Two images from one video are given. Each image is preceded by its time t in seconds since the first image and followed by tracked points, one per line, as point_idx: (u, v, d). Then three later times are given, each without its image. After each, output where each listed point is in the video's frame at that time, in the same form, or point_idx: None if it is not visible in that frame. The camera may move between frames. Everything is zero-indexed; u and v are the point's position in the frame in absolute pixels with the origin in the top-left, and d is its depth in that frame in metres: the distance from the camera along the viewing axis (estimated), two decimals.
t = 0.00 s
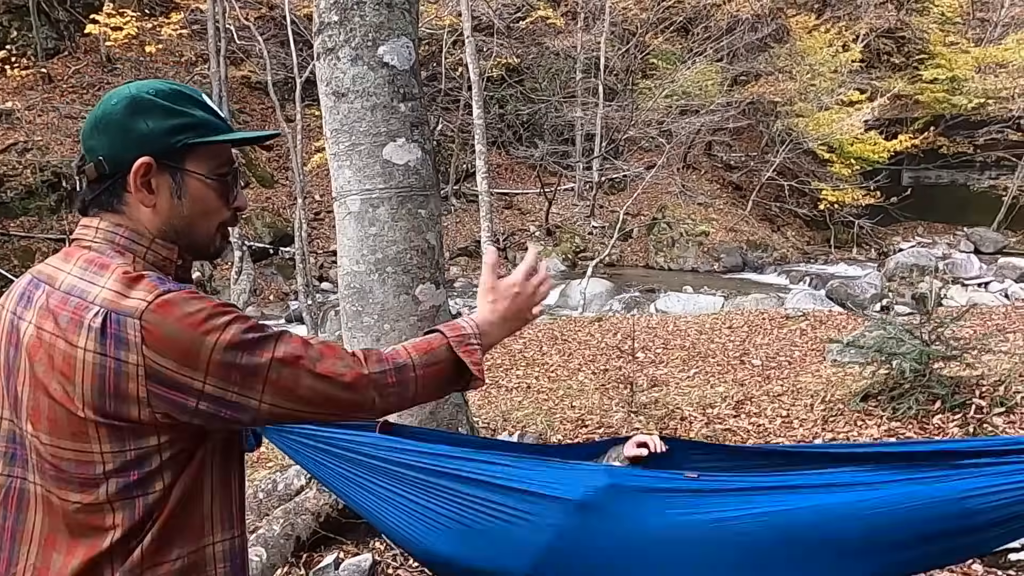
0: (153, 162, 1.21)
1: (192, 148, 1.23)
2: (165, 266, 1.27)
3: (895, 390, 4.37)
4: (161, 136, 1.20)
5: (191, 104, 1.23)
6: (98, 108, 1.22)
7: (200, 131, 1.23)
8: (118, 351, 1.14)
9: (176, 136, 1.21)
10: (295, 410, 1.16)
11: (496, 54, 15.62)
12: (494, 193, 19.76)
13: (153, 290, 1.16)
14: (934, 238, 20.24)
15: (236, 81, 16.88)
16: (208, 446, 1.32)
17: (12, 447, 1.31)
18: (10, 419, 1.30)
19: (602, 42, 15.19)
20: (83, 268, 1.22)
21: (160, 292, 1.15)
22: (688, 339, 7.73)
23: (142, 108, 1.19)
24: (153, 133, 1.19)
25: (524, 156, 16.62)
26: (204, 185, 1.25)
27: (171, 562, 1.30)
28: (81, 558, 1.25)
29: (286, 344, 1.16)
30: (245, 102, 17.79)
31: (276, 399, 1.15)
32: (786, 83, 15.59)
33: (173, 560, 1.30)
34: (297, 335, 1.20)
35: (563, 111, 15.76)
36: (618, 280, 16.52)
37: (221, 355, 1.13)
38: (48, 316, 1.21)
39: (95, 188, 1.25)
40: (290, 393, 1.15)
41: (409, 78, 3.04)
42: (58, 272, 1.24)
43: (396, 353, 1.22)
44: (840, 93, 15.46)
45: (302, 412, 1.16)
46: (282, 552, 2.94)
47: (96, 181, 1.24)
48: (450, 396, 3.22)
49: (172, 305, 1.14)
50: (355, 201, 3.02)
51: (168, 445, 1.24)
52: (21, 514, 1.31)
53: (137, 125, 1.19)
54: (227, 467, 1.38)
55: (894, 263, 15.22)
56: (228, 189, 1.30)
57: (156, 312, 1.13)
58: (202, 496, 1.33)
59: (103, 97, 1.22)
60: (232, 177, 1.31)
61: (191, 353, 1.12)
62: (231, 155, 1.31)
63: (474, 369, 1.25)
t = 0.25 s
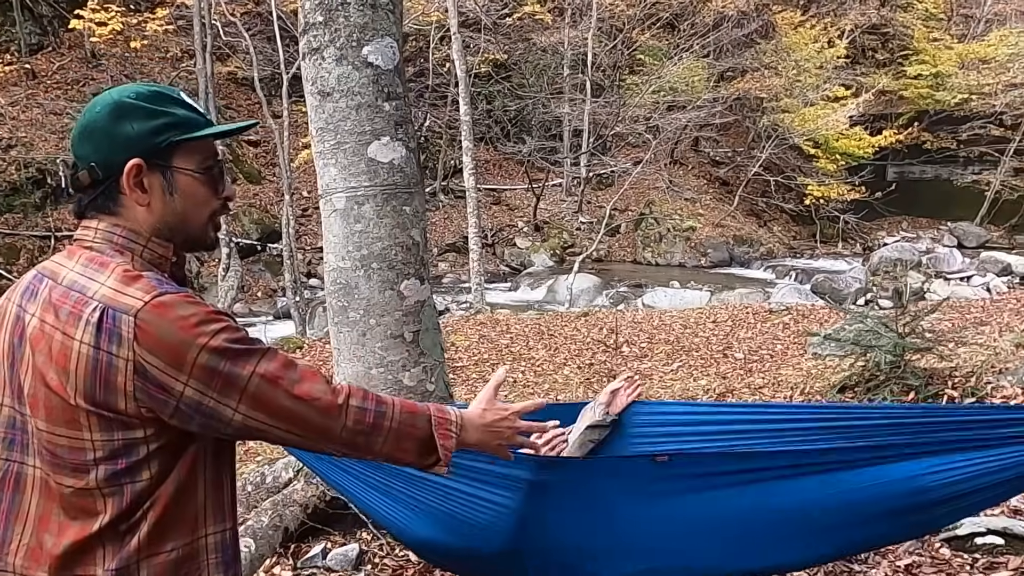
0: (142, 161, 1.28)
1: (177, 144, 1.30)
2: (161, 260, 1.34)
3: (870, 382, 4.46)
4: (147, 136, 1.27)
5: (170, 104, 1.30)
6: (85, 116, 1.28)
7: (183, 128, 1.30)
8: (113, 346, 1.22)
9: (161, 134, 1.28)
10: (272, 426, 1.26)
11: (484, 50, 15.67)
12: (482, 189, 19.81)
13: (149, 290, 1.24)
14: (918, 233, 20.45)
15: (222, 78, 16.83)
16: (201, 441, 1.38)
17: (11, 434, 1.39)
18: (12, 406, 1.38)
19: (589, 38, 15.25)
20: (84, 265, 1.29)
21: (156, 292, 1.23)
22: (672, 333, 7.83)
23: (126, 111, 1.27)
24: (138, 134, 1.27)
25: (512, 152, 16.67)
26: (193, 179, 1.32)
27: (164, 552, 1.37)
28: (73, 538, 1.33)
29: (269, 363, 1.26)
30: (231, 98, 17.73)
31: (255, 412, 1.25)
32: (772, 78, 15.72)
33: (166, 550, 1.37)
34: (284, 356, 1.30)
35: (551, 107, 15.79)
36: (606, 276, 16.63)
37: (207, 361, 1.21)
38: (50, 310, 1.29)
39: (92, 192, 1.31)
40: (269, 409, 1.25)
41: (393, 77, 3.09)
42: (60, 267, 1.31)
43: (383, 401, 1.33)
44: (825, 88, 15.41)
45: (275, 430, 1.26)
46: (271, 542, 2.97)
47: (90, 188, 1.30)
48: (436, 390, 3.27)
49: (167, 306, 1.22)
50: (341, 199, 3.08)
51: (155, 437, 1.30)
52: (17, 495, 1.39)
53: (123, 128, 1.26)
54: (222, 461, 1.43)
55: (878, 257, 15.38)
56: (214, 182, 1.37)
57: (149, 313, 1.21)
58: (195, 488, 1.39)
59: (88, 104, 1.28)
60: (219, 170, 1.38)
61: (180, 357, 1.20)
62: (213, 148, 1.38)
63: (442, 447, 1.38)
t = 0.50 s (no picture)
0: (162, 162, 1.33)
1: (193, 149, 1.37)
2: (158, 258, 1.38)
3: (846, 370, 4.57)
4: (168, 138, 1.33)
5: (185, 111, 1.38)
6: (99, 114, 1.31)
7: (197, 133, 1.38)
8: (109, 342, 1.26)
9: (182, 138, 1.35)
10: (260, 420, 1.30)
11: (465, 44, 15.66)
12: (464, 183, 19.83)
13: (144, 288, 1.27)
14: (897, 224, 20.71)
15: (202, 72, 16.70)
16: (194, 434, 1.42)
17: (7, 427, 1.41)
18: (6, 400, 1.41)
19: (570, 31, 15.29)
20: (79, 263, 1.32)
21: (151, 291, 1.27)
22: (654, 325, 7.92)
23: (150, 114, 1.33)
24: (161, 136, 1.33)
25: (494, 146, 16.67)
26: (202, 183, 1.39)
27: (160, 541, 1.42)
28: (71, 529, 1.37)
29: (260, 361, 1.30)
30: (211, 93, 17.60)
31: (245, 407, 1.29)
32: (751, 72, 15.86)
33: (162, 540, 1.42)
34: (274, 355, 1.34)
35: (532, 101, 15.83)
36: (589, 269, 16.71)
37: (200, 358, 1.26)
38: (46, 306, 1.32)
39: (102, 188, 1.33)
40: (258, 404, 1.29)
41: (375, 74, 3.12)
42: (55, 265, 1.35)
43: (371, 399, 1.37)
44: (805, 82, 15.77)
45: (265, 426, 1.30)
46: (258, 535, 3.04)
47: (102, 182, 1.32)
48: (420, 382, 3.32)
49: (162, 304, 1.25)
50: (324, 194, 3.11)
51: (150, 429, 1.34)
52: (12, 488, 1.41)
53: (144, 129, 1.32)
54: (216, 454, 1.48)
55: (856, 248, 15.58)
56: (215, 188, 1.45)
57: (145, 310, 1.25)
58: (190, 481, 1.44)
59: (103, 103, 1.32)
60: (218, 178, 1.46)
61: (174, 353, 1.25)
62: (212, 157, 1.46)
63: (427, 444, 1.42)
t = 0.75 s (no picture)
0: (168, 164, 1.35)
1: (195, 154, 1.40)
2: (146, 257, 1.39)
3: (823, 362, 4.67)
4: (175, 142, 1.35)
5: (186, 117, 1.41)
6: (108, 110, 1.31)
7: (199, 139, 1.41)
8: (100, 338, 1.26)
9: (186, 143, 1.37)
10: (248, 417, 1.31)
11: (442, 41, 15.63)
12: (443, 180, 19.80)
13: (133, 286, 1.28)
14: (871, 219, 20.98)
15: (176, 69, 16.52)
16: (185, 431, 1.42)
17: None
18: None
19: (547, 28, 15.30)
20: (68, 260, 1.33)
21: (140, 288, 1.27)
22: (634, 320, 7.99)
23: (157, 117, 1.34)
24: (168, 138, 1.34)
25: (473, 143, 16.66)
26: (197, 188, 1.42)
27: (152, 537, 1.43)
28: (62, 524, 1.39)
29: (248, 358, 1.31)
30: (186, 90, 17.42)
31: (234, 405, 1.30)
32: (728, 69, 15.99)
33: (153, 536, 1.43)
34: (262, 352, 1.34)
35: (510, 97, 15.81)
36: (568, 265, 16.77)
37: (190, 355, 1.26)
38: (35, 303, 1.33)
39: (100, 185, 1.33)
40: (248, 402, 1.30)
41: (357, 71, 3.13)
42: (43, 263, 1.35)
43: (356, 394, 1.39)
44: (780, 80, 15.51)
45: (253, 423, 1.31)
46: (243, 532, 3.06)
47: (104, 177, 1.32)
48: (404, 378, 3.34)
49: (152, 301, 1.26)
50: (307, 192, 3.12)
51: (139, 426, 1.34)
52: (5, 481, 1.43)
53: (153, 130, 1.33)
54: (206, 451, 1.48)
55: (831, 243, 15.78)
56: (205, 193, 1.47)
57: (135, 307, 1.25)
58: (180, 478, 1.44)
59: (110, 101, 1.33)
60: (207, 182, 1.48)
61: (164, 350, 1.25)
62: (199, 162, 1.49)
63: (414, 432, 1.44)
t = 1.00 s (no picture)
0: (164, 167, 1.37)
1: (189, 157, 1.42)
2: (142, 257, 1.40)
3: (802, 358, 4.76)
4: (171, 145, 1.38)
5: (180, 121, 1.43)
6: (107, 115, 1.33)
7: (194, 144, 1.44)
8: (98, 334, 1.27)
9: (182, 147, 1.40)
10: (241, 418, 1.32)
11: (417, 44, 15.61)
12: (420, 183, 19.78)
13: (133, 284, 1.29)
14: (843, 218, 21.28)
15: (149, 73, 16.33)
16: (182, 428, 1.43)
17: None
18: None
19: (522, 31, 15.34)
20: (66, 259, 1.34)
21: (139, 287, 1.28)
22: (614, 320, 8.04)
23: (155, 121, 1.36)
24: (165, 142, 1.36)
25: (449, 146, 16.64)
26: (192, 191, 1.45)
27: (148, 536, 1.43)
28: (57, 522, 1.39)
29: (244, 359, 1.31)
30: (159, 94, 17.23)
31: (229, 404, 1.30)
32: (701, 71, 16.18)
33: (149, 534, 1.43)
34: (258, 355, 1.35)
35: (486, 100, 15.82)
36: (546, 267, 16.82)
37: (188, 353, 1.27)
38: (32, 302, 1.34)
39: (99, 188, 1.35)
40: (242, 403, 1.30)
41: (340, 74, 3.14)
42: (41, 262, 1.36)
43: (349, 401, 1.40)
44: (752, 80, 16.00)
45: (246, 425, 1.32)
46: (231, 537, 3.05)
47: (102, 181, 1.33)
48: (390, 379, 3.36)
49: (151, 299, 1.27)
50: (291, 194, 3.12)
51: (136, 423, 1.35)
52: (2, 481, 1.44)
53: (151, 133, 1.35)
54: (201, 450, 1.49)
55: (805, 242, 16.00)
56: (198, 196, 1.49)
57: (134, 305, 1.26)
58: (176, 476, 1.45)
59: (107, 106, 1.35)
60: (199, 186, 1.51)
61: (162, 347, 1.26)
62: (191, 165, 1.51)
63: (402, 445, 1.46)
